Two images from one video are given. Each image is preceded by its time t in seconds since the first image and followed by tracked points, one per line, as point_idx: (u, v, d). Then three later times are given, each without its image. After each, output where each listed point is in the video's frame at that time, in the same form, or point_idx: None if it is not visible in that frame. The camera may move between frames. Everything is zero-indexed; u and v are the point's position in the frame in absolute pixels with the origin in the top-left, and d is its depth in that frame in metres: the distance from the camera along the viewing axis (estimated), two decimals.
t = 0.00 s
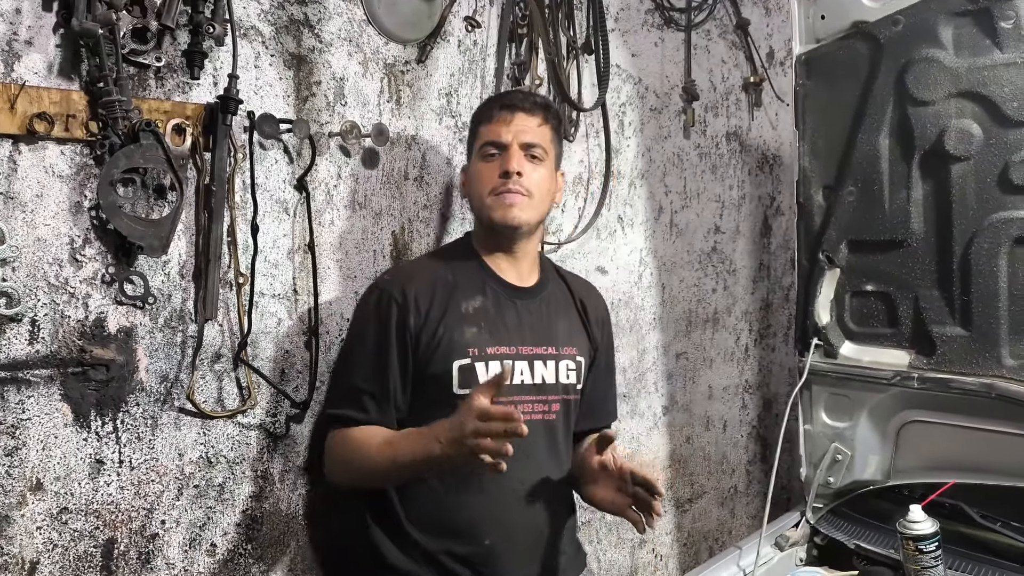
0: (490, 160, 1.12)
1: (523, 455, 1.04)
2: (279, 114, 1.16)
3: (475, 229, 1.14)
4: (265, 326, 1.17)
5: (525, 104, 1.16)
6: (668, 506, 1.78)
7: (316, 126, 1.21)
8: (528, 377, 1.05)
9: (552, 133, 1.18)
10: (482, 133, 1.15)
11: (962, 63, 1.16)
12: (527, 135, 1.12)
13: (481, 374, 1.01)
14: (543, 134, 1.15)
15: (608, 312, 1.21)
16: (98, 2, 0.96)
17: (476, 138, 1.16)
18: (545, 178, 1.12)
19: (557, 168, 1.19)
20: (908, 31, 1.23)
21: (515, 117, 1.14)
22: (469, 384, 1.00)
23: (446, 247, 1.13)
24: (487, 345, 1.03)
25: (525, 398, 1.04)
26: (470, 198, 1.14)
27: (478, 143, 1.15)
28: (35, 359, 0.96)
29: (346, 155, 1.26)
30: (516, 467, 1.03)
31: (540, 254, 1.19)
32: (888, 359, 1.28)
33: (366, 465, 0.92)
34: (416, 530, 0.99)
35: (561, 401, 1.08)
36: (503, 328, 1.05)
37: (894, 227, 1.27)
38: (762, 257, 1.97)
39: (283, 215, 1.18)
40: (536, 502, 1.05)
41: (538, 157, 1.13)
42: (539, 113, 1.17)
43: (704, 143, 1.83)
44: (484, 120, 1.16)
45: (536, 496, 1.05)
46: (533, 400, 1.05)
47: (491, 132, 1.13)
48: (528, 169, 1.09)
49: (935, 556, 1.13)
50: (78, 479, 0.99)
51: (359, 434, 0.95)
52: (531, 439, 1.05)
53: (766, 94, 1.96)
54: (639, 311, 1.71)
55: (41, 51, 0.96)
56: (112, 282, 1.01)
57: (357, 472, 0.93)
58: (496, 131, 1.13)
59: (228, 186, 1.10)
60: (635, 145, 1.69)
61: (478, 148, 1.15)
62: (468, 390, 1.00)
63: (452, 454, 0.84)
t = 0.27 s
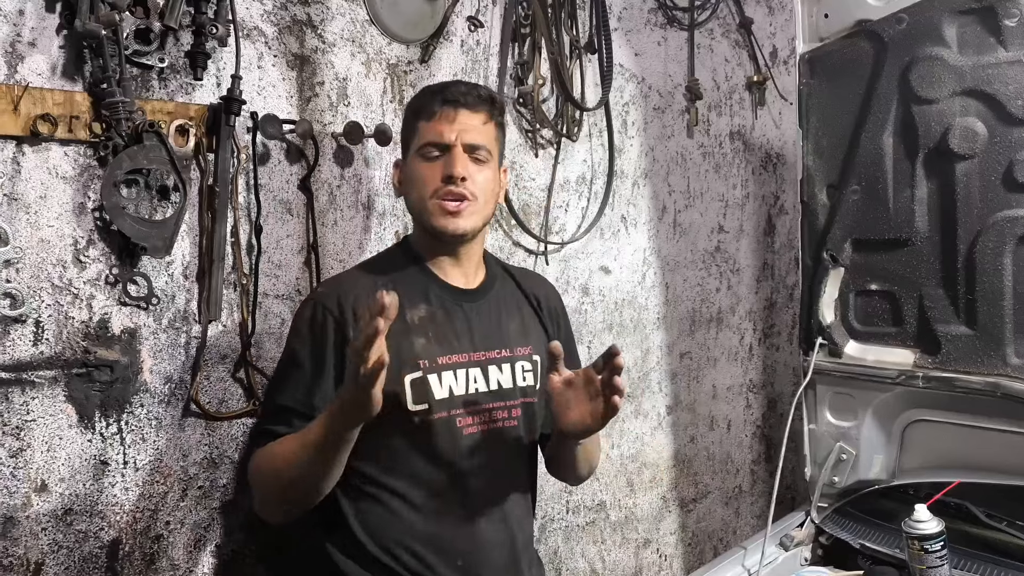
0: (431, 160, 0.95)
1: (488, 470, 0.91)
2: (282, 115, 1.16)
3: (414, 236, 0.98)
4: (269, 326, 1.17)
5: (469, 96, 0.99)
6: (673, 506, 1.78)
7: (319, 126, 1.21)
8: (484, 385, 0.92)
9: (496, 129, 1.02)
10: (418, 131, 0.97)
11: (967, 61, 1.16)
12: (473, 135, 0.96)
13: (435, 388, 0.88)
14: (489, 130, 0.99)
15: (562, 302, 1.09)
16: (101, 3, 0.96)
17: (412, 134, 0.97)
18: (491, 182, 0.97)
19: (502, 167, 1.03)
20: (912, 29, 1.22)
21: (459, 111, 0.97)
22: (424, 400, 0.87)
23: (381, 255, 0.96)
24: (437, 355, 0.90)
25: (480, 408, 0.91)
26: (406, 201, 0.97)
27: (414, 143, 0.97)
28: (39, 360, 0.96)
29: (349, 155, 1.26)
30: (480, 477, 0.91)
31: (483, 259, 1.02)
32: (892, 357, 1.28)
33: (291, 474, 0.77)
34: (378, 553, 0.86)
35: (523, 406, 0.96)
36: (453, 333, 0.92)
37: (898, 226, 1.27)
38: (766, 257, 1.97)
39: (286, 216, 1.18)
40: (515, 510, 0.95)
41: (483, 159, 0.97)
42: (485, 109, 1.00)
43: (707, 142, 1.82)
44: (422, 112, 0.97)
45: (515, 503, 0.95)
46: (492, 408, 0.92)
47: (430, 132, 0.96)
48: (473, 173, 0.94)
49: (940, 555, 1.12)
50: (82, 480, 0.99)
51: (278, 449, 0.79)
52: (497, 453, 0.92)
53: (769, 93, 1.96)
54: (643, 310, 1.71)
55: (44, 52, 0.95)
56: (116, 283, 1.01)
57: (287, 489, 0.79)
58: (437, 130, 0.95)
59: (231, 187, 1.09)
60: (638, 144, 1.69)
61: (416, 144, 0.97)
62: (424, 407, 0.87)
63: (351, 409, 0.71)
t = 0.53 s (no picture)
0: (470, 180, 0.92)
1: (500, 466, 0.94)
2: (290, 117, 1.17)
3: (419, 242, 0.96)
4: (278, 328, 1.17)
5: (503, 112, 0.97)
6: (680, 506, 1.78)
7: (327, 128, 1.22)
8: (490, 383, 0.94)
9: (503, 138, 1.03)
10: (450, 138, 0.92)
11: (975, 59, 1.16)
12: (508, 157, 0.96)
13: (441, 394, 0.89)
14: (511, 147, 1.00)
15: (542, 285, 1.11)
16: (110, 6, 0.96)
17: (444, 143, 0.92)
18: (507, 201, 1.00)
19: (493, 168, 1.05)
20: (920, 28, 1.22)
21: (495, 129, 0.95)
22: (433, 408, 0.88)
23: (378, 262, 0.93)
24: (440, 360, 0.90)
25: (489, 408, 0.93)
26: (427, 211, 0.93)
27: (440, 148, 0.92)
28: (50, 363, 0.96)
29: (356, 157, 1.26)
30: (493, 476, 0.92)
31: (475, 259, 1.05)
32: (901, 356, 1.28)
33: (317, 521, 0.79)
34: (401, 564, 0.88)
35: (527, 399, 0.99)
36: (454, 336, 0.93)
37: (907, 225, 1.27)
38: (773, 256, 1.97)
39: (295, 217, 1.19)
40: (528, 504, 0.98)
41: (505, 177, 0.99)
42: (513, 124, 0.99)
43: (713, 142, 1.82)
44: (454, 122, 0.92)
45: (528, 498, 0.98)
46: (500, 407, 0.94)
47: (469, 145, 0.92)
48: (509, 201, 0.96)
49: (950, 555, 1.12)
50: (93, 481, 0.99)
51: (300, 488, 0.80)
52: (508, 448, 0.95)
53: (776, 92, 1.96)
54: (650, 310, 1.71)
55: (54, 56, 0.96)
56: (125, 285, 1.02)
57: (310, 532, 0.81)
58: (478, 147, 0.92)
59: (240, 190, 1.10)
60: (645, 144, 1.69)
61: (449, 155, 0.92)
62: (434, 415, 0.88)
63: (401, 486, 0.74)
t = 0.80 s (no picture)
0: (472, 166, 0.93)
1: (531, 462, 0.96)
2: (297, 117, 1.17)
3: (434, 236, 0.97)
4: (285, 328, 1.17)
5: (507, 99, 0.97)
6: (687, 505, 1.77)
7: (334, 128, 1.22)
8: (516, 384, 0.95)
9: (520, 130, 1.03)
10: (453, 127, 0.94)
11: (982, 56, 1.16)
12: (512, 143, 0.96)
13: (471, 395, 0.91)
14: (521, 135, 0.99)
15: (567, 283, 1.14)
16: (117, 8, 0.96)
17: (446, 131, 0.94)
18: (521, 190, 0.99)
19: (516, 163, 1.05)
20: (927, 25, 1.22)
21: (498, 114, 0.96)
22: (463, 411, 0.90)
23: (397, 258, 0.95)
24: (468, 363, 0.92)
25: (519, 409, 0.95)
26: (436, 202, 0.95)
27: (446, 139, 0.94)
28: (58, 364, 0.96)
29: (363, 157, 1.26)
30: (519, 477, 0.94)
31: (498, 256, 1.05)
32: (909, 355, 1.27)
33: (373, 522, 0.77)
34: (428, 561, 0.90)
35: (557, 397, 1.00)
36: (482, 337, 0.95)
37: (914, 223, 1.27)
38: (780, 255, 1.97)
39: (301, 218, 1.19)
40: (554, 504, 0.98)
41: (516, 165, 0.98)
42: (519, 110, 1.00)
43: (720, 140, 1.82)
44: (457, 111, 0.94)
45: (554, 490, 0.99)
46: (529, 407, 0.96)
47: (472, 130, 0.93)
48: (518, 182, 0.95)
49: (959, 553, 1.12)
50: (102, 482, 0.99)
51: (348, 491, 0.80)
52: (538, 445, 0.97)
53: (782, 90, 1.96)
54: (657, 309, 1.71)
55: (61, 57, 0.96)
56: (133, 286, 1.02)
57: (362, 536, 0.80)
58: (480, 131, 0.93)
59: (247, 191, 1.10)
60: (651, 143, 1.69)
61: (452, 143, 0.94)
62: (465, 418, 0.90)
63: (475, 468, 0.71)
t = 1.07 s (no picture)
0: (452, 158, 0.95)
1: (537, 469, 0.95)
2: (298, 119, 1.17)
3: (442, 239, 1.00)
4: (287, 329, 1.18)
5: (482, 87, 0.98)
6: (690, 505, 1.77)
7: (335, 129, 1.22)
8: (529, 388, 0.95)
9: (513, 115, 1.02)
10: (434, 125, 0.97)
11: (983, 55, 1.16)
12: (490, 126, 0.96)
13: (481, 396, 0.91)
14: (506, 119, 0.98)
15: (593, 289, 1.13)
16: (118, 10, 0.96)
17: (427, 132, 0.98)
18: (517, 172, 0.97)
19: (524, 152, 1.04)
20: (927, 24, 1.22)
21: (473, 104, 0.97)
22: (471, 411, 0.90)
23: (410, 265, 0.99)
24: (481, 363, 0.92)
25: (529, 412, 0.95)
26: (433, 203, 0.98)
27: (432, 137, 0.97)
28: (61, 365, 0.97)
29: (364, 158, 1.27)
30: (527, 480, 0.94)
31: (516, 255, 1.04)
32: (910, 354, 1.27)
33: (377, 520, 0.80)
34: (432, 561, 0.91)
35: (571, 403, 0.99)
36: (496, 339, 0.95)
37: (915, 221, 1.27)
38: (781, 254, 1.97)
39: (303, 219, 1.19)
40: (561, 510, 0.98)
41: (506, 149, 0.97)
42: (499, 97, 1.00)
43: (721, 140, 1.82)
44: (434, 110, 0.98)
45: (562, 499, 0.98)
46: (540, 410, 0.95)
47: (449, 125, 0.96)
48: (499, 166, 0.94)
49: (961, 552, 1.12)
50: (105, 483, 1.00)
51: (355, 487, 0.83)
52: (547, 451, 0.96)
53: (783, 89, 1.96)
54: (658, 308, 1.71)
55: (64, 60, 0.96)
56: (136, 288, 1.02)
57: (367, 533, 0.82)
58: (454, 124, 0.96)
59: (248, 192, 1.10)
60: (652, 143, 1.69)
61: (435, 141, 0.97)
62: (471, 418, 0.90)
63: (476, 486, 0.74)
